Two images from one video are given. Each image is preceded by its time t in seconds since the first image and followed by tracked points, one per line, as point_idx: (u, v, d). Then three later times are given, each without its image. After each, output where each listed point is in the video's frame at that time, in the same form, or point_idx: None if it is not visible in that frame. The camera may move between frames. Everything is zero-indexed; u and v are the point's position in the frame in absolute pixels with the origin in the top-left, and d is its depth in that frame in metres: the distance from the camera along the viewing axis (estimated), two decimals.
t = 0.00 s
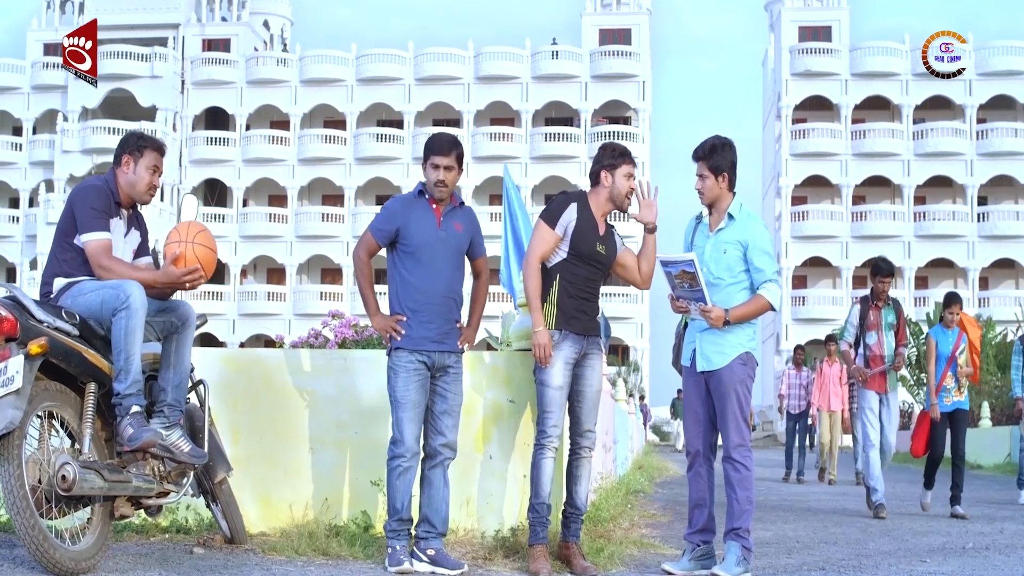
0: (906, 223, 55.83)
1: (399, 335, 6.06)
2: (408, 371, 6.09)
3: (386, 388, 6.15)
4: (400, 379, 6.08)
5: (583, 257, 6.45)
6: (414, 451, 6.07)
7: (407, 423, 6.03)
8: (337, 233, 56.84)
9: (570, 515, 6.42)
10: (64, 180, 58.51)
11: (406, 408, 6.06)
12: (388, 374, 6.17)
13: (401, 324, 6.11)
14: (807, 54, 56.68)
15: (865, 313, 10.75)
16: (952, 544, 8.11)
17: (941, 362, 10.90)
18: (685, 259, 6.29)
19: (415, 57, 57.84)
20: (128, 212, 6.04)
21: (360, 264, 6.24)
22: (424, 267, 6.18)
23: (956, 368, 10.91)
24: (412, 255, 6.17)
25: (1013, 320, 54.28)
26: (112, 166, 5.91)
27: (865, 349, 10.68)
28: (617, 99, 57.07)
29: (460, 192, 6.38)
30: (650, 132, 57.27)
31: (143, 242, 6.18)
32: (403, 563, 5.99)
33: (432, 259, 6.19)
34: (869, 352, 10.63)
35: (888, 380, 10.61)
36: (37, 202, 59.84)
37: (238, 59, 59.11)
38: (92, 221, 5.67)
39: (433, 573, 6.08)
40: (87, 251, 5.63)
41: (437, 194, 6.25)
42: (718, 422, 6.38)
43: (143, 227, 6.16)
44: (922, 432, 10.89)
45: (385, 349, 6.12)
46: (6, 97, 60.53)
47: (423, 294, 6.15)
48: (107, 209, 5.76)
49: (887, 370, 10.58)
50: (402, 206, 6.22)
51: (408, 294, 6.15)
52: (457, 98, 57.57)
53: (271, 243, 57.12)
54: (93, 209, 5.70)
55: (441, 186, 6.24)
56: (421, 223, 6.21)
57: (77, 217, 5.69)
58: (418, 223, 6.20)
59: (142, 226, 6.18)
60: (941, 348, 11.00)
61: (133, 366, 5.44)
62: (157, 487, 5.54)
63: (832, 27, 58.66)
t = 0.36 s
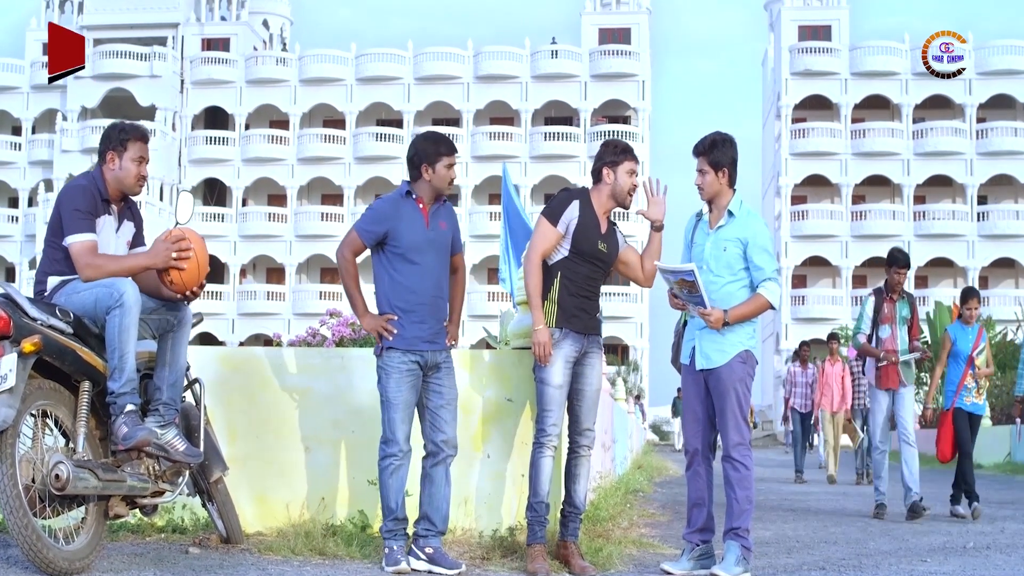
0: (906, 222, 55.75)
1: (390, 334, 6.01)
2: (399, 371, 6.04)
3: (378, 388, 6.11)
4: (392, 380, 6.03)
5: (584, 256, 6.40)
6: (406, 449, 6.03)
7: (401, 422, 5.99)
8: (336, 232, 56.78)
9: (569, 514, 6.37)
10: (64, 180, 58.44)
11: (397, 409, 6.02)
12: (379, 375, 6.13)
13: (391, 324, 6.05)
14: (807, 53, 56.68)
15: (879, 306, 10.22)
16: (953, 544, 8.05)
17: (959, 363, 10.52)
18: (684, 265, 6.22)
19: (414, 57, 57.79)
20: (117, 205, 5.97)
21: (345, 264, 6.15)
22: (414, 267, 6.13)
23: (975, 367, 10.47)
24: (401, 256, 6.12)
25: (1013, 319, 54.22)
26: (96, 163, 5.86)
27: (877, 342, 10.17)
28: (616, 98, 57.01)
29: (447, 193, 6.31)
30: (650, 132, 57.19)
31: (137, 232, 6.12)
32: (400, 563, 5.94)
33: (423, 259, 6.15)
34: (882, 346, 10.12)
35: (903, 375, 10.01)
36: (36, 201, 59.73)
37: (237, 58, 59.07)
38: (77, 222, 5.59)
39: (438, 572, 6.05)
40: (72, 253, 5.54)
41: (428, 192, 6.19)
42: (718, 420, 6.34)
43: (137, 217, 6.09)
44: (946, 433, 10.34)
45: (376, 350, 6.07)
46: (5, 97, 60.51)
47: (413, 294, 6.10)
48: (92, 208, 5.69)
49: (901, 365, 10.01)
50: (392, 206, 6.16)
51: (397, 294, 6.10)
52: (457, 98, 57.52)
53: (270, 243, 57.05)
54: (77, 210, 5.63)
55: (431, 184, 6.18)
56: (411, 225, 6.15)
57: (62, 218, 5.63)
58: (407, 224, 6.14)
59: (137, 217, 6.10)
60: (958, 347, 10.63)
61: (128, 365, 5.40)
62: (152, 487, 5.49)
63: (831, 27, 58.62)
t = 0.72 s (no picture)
0: (905, 222, 55.68)
1: (388, 334, 5.94)
2: (397, 370, 5.97)
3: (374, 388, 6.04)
4: (390, 380, 5.96)
5: (581, 253, 6.34)
6: (402, 449, 5.98)
7: (398, 423, 5.93)
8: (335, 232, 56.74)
9: (566, 514, 6.32)
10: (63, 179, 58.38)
11: (394, 410, 5.95)
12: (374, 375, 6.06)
13: (389, 323, 5.98)
14: (806, 53, 56.67)
15: (904, 298, 9.76)
16: (953, 544, 8.00)
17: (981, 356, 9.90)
18: (685, 263, 6.16)
19: (414, 57, 57.73)
20: (106, 196, 5.91)
21: (342, 261, 6.08)
22: (412, 267, 6.09)
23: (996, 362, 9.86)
24: (400, 257, 6.07)
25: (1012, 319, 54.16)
26: (82, 156, 5.79)
27: (903, 339, 9.70)
28: (615, 98, 56.93)
29: (442, 192, 6.27)
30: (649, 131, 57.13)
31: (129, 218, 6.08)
32: (396, 563, 5.90)
33: (419, 259, 6.11)
34: (910, 342, 9.62)
35: (932, 371, 9.52)
36: (35, 202, 59.61)
37: (236, 57, 59.01)
38: (72, 218, 5.55)
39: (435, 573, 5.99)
40: (69, 250, 5.49)
41: (428, 191, 6.15)
42: (716, 419, 6.28)
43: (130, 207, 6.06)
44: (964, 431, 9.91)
45: (375, 350, 6.01)
46: (4, 96, 60.45)
47: (411, 294, 6.05)
48: (86, 203, 5.64)
49: (930, 360, 9.53)
50: (392, 205, 6.09)
51: (394, 294, 6.04)
52: (456, 98, 57.47)
53: (269, 243, 56.98)
54: (71, 204, 5.58)
55: (431, 183, 6.14)
56: (408, 226, 6.09)
57: (57, 217, 5.58)
58: (405, 224, 6.09)
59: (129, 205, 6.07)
60: (979, 340, 10.00)
61: (121, 362, 5.35)
62: (145, 486, 5.44)
63: (830, 26, 58.59)
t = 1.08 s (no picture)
0: (905, 222, 55.63)
1: (397, 333, 5.89)
2: (404, 369, 5.92)
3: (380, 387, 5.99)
4: (397, 379, 5.90)
5: (578, 251, 6.30)
6: (407, 450, 5.91)
7: (402, 423, 5.88)
8: (335, 232, 56.65)
9: (564, 515, 6.26)
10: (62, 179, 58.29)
11: (400, 409, 5.90)
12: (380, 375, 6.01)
13: (398, 322, 5.92)
14: (806, 52, 56.64)
15: (922, 299, 9.19)
16: (953, 544, 7.96)
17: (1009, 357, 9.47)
18: (685, 261, 6.11)
19: (413, 56, 57.68)
20: (93, 182, 5.86)
21: (350, 259, 6.01)
22: (419, 266, 6.04)
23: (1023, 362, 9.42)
24: (408, 254, 6.02)
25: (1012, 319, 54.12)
26: (61, 143, 5.78)
27: (922, 341, 9.19)
28: (615, 97, 56.87)
29: (450, 189, 6.22)
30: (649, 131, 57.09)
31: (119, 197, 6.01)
32: (393, 563, 5.85)
33: (426, 258, 6.06)
34: (929, 345, 9.11)
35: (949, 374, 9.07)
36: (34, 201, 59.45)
37: (235, 57, 58.94)
38: (57, 213, 5.48)
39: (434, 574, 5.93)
40: (57, 245, 5.41)
41: (433, 188, 6.11)
42: (716, 418, 6.24)
43: (121, 188, 6.01)
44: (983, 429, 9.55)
45: (383, 349, 5.95)
46: (3, 96, 60.36)
47: (418, 292, 6.00)
48: (70, 196, 5.59)
49: (949, 363, 9.06)
50: (400, 202, 6.04)
51: (402, 292, 5.99)
52: (455, 97, 57.41)
53: (268, 242, 56.92)
54: (55, 200, 5.52)
55: (440, 179, 6.11)
56: (416, 225, 6.04)
57: (42, 212, 5.52)
58: (413, 221, 6.04)
59: (120, 186, 6.03)
60: (1010, 337, 9.59)
61: (114, 361, 5.31)
62: (139, 485, 5.39)
63: (830, 26, 58.55)
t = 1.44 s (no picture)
0: (904, 221, 55.58)
1: (406, 332, 5.83)
2: (412, 369, 5.86)
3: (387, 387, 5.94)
4: (404, 379, 5.85)
5: (576, 249, 6.24)
6: (410, 450, 5.86)
7: (407, 424, 5.82)
8: (334, 232, 56.58)
9: (562, 514, 6.21)
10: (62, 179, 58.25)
11: (406, 409, 5.84)
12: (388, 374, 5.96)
13: (407, 321, 5.86)
14: (806, 52, 56.60)
15: (943, 284, 8.89)
16: (956, 544, 7.93)
17: None
18: (684, 257, 6.06)
19: (413, 56, 57.63)
20: (87, 180, 5.81)
21: (359, 257, 5.95)
22: (430, 264, 5.99)
23: None
24: (418, 253, 5.97)
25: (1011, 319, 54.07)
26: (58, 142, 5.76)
27: (942, 329, 8.85)
28: (614, 97, 56.81)
29: (460, 186, 6.16)
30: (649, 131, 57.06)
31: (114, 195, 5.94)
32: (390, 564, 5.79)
33: (436, 256, 6.00)
34: (949, 331, 8.77)
35: (972, 360, 8.69)
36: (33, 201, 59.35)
37: (234, 57, 58.87)
38: (44, 201, 5.46)
39: (431, 574, 5.89)
40: (42, 235, 5.42)
41: (444, 186, 6.06)
42: (717, 418, 6.18)
43: (115, 185, 5.94)
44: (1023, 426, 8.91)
45: (392, 348, 5.90)
46: (3, 96, 60.28)
47: (426, 291, 5.95)
48: (58, 187, 5.56)
49: (971, 350, 8.70)
50: (411, 199, 5.98)
51: (411, 290, 5.94)
52: (455, 97, 57.35)
53: (267, 242, 56.87)
54: (43, 189, 5.50)
55: (450, 177, 6.05)
56: (425, 222, 5.98)
57: (30, 202, 5.50)
58: (423, 218, 5.98)
59: (115, 184, 5.98)
60: None
61: (107, 359, 5.25)
62: (132, 485, 5.34)
63: (830, 26, 58.50)
